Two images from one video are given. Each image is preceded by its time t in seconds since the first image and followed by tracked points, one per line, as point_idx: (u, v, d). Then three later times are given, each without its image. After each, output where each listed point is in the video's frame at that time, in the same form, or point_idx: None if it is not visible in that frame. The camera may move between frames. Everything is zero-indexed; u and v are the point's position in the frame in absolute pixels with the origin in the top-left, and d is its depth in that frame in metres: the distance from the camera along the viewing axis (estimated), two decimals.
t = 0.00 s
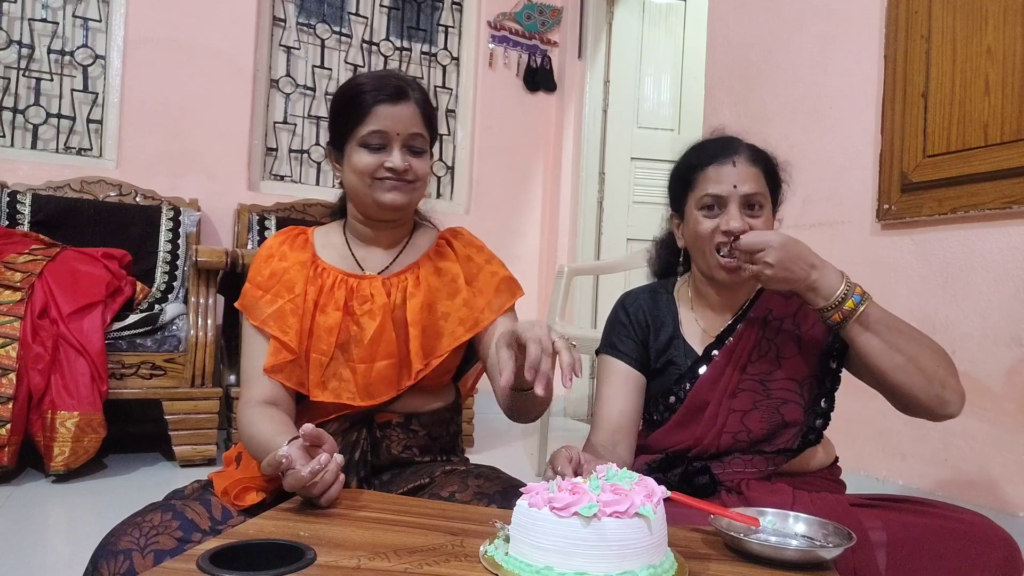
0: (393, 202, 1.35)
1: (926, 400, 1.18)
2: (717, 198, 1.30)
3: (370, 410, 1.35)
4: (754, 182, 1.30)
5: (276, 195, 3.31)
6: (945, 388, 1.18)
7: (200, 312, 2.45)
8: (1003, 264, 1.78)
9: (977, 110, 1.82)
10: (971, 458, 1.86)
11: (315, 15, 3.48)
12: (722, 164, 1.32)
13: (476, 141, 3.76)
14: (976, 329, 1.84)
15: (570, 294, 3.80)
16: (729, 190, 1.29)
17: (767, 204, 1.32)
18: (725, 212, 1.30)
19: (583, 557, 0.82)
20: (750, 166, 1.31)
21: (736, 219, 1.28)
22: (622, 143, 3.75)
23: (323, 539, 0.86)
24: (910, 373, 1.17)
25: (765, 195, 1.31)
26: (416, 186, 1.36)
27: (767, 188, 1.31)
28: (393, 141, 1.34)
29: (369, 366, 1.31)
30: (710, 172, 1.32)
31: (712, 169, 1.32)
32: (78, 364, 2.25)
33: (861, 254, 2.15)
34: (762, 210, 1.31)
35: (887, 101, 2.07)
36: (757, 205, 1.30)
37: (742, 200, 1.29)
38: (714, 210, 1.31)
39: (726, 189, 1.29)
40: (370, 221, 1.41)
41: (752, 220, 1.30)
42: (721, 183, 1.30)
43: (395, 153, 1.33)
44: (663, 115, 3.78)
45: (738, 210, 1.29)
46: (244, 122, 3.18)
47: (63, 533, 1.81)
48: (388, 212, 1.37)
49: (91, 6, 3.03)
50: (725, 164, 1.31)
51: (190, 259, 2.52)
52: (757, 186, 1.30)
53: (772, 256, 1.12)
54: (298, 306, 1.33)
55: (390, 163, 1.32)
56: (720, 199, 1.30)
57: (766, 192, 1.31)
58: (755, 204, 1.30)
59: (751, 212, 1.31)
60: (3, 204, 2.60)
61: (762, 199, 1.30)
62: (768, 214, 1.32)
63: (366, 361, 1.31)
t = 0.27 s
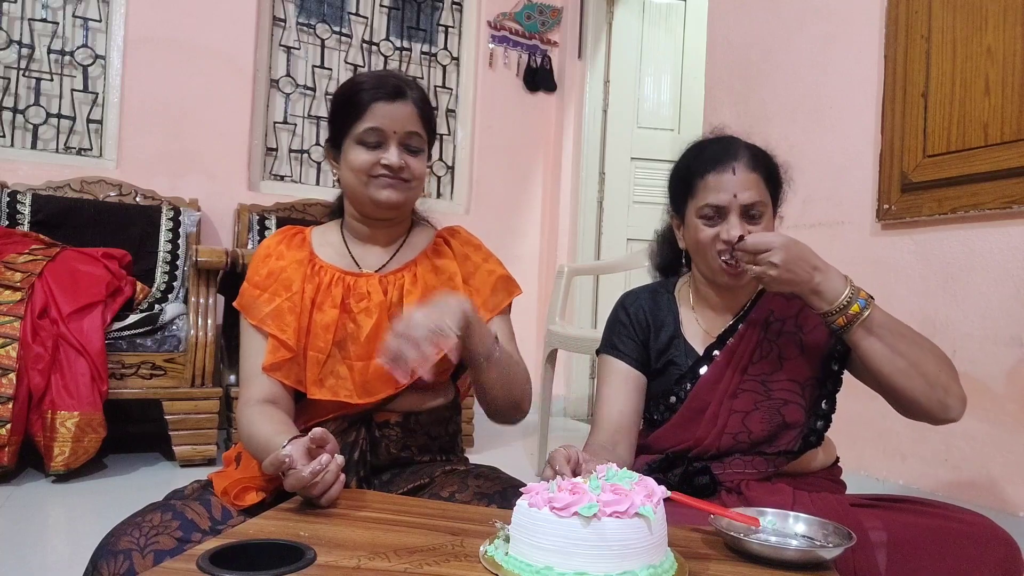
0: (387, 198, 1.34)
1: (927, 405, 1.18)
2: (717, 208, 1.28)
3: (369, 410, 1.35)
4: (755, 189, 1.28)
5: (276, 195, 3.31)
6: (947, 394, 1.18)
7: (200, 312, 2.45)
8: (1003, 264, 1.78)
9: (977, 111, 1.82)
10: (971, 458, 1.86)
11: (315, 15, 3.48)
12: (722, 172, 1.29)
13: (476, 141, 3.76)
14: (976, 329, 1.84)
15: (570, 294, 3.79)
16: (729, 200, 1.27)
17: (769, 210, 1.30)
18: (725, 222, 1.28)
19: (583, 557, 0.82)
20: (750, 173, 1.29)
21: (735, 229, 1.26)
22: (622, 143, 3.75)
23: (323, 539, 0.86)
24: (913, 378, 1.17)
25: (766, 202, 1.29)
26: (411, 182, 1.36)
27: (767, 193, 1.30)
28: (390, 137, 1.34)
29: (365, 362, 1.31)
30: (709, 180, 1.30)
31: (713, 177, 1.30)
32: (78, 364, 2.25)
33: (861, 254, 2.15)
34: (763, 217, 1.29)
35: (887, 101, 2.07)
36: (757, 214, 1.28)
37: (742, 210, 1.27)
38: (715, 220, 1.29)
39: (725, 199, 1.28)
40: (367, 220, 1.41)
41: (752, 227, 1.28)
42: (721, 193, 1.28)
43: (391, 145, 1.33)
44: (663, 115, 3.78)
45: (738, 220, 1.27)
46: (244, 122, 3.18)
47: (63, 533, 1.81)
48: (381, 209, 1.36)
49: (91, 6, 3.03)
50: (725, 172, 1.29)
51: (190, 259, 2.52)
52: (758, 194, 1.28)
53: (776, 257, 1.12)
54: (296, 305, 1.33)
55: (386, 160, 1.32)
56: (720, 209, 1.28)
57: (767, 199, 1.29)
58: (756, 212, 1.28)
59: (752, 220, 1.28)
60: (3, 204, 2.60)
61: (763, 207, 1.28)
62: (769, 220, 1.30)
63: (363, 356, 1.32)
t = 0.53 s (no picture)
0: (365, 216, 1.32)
1: (931, 414, 1.19)
2: (713, 212, 1.28)
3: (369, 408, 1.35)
4: (748, 191, 1.28)
5: (276, 195, 3.31)
6: (950, 404, 1.19)
7: (200, 312, 2.45)
8: (1003, 264, 1.78)
9: (977, 110, 1.82)
10: (971, 458, 1.86)
11: (315, 15, 3.48)
12: (715, 173, 1.30)
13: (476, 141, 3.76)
14: (976, 329, 1.84)
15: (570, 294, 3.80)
16: (723, 203, 1.27)
17: (763, 212, 1.29)
18: (719, 224, 1.28)
19: (583, 557, 0.82)
20: (742, 174, 1.29)
21: (729, 229, 1.27)
22: (622, 143, 3.75)
23: (323, 539, 0.86)
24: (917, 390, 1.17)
25: (759, 204, 1.29)
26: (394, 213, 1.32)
27: (761, 195, 1.29)
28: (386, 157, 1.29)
29: (364, 351, 1.31)
30: (703, 182, 1.31)
31: (704, 178, 1.31)
32: (78, 364, 2.25)
33: (861, 254, 2.15)
34: (757, 219, 1.28)
35: (887, 101, 2.07)
36: (751, 216, 1.28)
37: (736, 212, 1.27)
38: (710, 224, 1.29)
39: (720, 202, 1.28)
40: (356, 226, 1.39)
41: (746, 230, 1.27)
42: (715, 195, 1.28)
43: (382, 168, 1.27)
44: (663, 115, 3.78)
45: (731, 221, 1.27)
46: (244, 122, 3.18)
47: (63, 533, 1.81)
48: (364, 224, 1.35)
49: (91, 6, 3.03)
50: (718, 173, 1.30)
51: (190, 259, 2.52)
52: (751, 196, 1.28)
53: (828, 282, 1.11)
54: (295, 299, 1.33)
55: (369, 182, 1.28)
56: (715, 212, 1.28)
57: (760, 201, 1.29)
58: (749, 215, 1.27)
59: (746, 222, 1.28)
60: (3, 204, 2.60)
61: (757, 209, 1.28)
62: (764, 221, 1.29)
63: (362, 341, 1.32)
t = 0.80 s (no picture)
0: (358, 216, 1.33)
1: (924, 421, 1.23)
2: (702, 209, 1.29)
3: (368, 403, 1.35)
4: (738, 189, 1.28)
5: (276, 195, 3.31)
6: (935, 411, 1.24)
7: (200, 312, 2.45)
8: (1003, 264, 1.78)
9: (977, 110, 1.82)
10: (971, 458, 1.86)
11: (315, 15, 3.48)
12: (704, 172, 1.31)
13: (476, 141, 3.76)
14: (976, 329, 1.84)
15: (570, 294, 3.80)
16: (713, 200, 1.28)
17: (755, 209, 1.29)
18: (709, 223, 1.28)
19: (584, 557, 0.82)
20: (732, 173, 1.30)
21: (719, 228, 1.27)
22: (622, 143, 3.75)
23: (323, 539, 0.86)
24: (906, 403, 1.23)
25: (749, 201, 1.29)
26: (388, 209, 1.33)
27: (752, 193, 1.30)
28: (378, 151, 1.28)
29: (361, 345, 1.31)
30: (693, 180, 1.31)
31: (694, 178, 1.31)
32: (78, 364, 2.25)
33: (861, 254, 2.15)
34: (748, 217, 1.28)
35: (887, 101, 2.07)
36: (741, 214, 1.28)
37: (725, 210, 1.28)
38: (700, 223, 1.29)
39: (709, 200, 1.28)
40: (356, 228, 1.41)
41: (736, 229, 1.27)
42: (705, 192, 1.29)
43: (382, 154, 1.24)
44: (663, 115, 3.78)
45: (722, 219, 1.27)
46: (244, 122, 3.19)
47: (63, 533, 1.81)
48: (356, 222, 1.36)
49: (91, 6, 3.03)
50: (707, 172, 1.30)
51: (190, 259, 2.52)
52: (741, 194, 1.28)
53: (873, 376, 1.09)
54: (295, 298, 1.33)
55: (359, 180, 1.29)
56: (703, 211, 1.28)
57: (751, 198, 1.29)
58: (739, 212, 1.28)
59: (736, 221, 1.28)
60: (3, 204, 2.60)
61: (747, 206, 1.28)
62: (756, 219, 1.29)
63: (360, 331, 1.32)
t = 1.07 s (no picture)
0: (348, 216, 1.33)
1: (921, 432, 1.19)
2: (699, 215, 1.28)
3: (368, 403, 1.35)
4: (736, 194, 1.28)
5: (276, 195, 3.31)
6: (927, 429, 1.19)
7: (200, 312, 2.45)
8: (1003, 264, 1.78)
9: (977, 110, 1.82)
10: (971, 458, 1.86)
11: (315, 15, 3.48)
12: (702, 176, 1.30)
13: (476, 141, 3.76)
14: (976, 329, 1.84)
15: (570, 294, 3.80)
16: (710, 205, 1.27)
17: (753, 213, 1.28)
18: (706, 228, 1.28)
19: (584, 557, 0.82)
20: (730, 176, 1.29)
21: (717, 233, 1.26)
22: (622, 143, 3.75)
23: (322, 539, 0.86)
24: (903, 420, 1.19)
25: (749, 205, 1.28)
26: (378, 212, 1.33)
27: (750, 197, 1.29)
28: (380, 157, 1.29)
29: (362, 344, 1.31)
30: (691, 185, 1.31)
31: (691, 182, 1.31)
32: (78, 364, 2.25)
33: (861, 254, 2.15)
34: (747, 221, 1.27)
35: (887, 101, 2.07)
36: (739, 219, 1.27)
37: (723, 215, 1.27)
38: (696, 227, 1.29)
39: (706, 205, 1.27)
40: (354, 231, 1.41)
41: (735, 234, 1.27)
42: (703, 197, 1.28)
43: (382, 165, 1.24)
44: (663, 115, 3.79)
45: (719, 224, 1.27)
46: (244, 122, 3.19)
47: (63, 533, 1.81)
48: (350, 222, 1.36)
49: (91, 6, 3.03)
50: (705, 176, 1.30)
51: (190, 259, 2.52)
52: (740, 199, 1.27)
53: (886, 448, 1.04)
54: (295, 297, 1.33)
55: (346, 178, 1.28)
56: (700, 216, 1.28)
57: (749, 202, 1.28)
58: (738, 217, 1.27)
59: (734, 226, 1.27)
60: (3, 204, 2.60)
61: (746, 210, 1.27)
62: (755, 224, 1.28)
63: (360, 335, 1.32)
